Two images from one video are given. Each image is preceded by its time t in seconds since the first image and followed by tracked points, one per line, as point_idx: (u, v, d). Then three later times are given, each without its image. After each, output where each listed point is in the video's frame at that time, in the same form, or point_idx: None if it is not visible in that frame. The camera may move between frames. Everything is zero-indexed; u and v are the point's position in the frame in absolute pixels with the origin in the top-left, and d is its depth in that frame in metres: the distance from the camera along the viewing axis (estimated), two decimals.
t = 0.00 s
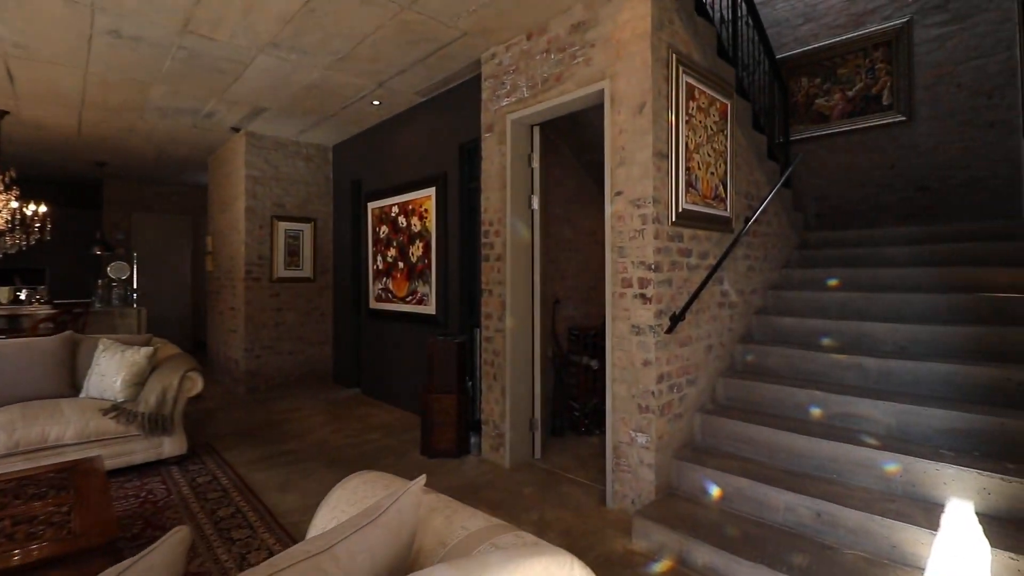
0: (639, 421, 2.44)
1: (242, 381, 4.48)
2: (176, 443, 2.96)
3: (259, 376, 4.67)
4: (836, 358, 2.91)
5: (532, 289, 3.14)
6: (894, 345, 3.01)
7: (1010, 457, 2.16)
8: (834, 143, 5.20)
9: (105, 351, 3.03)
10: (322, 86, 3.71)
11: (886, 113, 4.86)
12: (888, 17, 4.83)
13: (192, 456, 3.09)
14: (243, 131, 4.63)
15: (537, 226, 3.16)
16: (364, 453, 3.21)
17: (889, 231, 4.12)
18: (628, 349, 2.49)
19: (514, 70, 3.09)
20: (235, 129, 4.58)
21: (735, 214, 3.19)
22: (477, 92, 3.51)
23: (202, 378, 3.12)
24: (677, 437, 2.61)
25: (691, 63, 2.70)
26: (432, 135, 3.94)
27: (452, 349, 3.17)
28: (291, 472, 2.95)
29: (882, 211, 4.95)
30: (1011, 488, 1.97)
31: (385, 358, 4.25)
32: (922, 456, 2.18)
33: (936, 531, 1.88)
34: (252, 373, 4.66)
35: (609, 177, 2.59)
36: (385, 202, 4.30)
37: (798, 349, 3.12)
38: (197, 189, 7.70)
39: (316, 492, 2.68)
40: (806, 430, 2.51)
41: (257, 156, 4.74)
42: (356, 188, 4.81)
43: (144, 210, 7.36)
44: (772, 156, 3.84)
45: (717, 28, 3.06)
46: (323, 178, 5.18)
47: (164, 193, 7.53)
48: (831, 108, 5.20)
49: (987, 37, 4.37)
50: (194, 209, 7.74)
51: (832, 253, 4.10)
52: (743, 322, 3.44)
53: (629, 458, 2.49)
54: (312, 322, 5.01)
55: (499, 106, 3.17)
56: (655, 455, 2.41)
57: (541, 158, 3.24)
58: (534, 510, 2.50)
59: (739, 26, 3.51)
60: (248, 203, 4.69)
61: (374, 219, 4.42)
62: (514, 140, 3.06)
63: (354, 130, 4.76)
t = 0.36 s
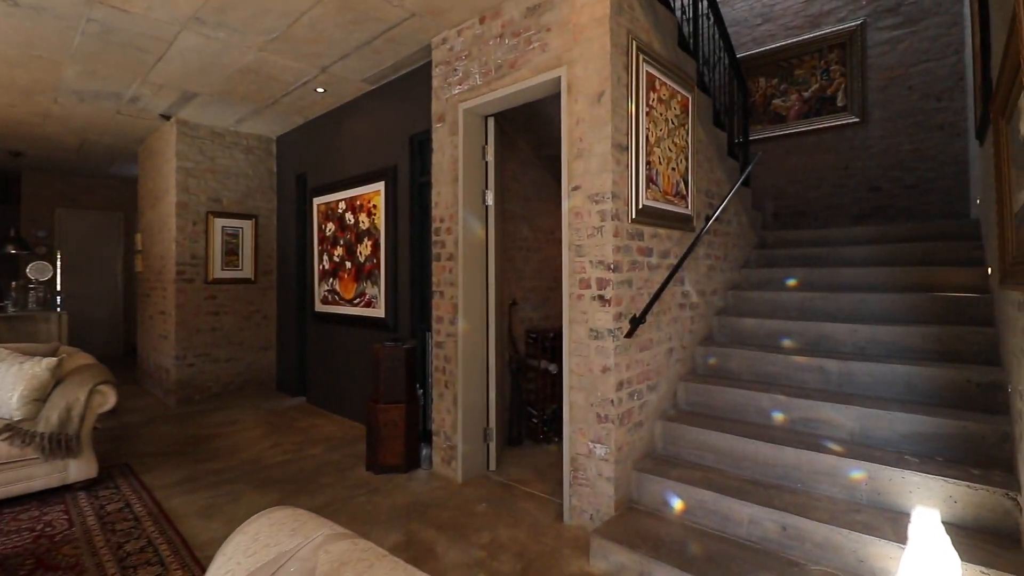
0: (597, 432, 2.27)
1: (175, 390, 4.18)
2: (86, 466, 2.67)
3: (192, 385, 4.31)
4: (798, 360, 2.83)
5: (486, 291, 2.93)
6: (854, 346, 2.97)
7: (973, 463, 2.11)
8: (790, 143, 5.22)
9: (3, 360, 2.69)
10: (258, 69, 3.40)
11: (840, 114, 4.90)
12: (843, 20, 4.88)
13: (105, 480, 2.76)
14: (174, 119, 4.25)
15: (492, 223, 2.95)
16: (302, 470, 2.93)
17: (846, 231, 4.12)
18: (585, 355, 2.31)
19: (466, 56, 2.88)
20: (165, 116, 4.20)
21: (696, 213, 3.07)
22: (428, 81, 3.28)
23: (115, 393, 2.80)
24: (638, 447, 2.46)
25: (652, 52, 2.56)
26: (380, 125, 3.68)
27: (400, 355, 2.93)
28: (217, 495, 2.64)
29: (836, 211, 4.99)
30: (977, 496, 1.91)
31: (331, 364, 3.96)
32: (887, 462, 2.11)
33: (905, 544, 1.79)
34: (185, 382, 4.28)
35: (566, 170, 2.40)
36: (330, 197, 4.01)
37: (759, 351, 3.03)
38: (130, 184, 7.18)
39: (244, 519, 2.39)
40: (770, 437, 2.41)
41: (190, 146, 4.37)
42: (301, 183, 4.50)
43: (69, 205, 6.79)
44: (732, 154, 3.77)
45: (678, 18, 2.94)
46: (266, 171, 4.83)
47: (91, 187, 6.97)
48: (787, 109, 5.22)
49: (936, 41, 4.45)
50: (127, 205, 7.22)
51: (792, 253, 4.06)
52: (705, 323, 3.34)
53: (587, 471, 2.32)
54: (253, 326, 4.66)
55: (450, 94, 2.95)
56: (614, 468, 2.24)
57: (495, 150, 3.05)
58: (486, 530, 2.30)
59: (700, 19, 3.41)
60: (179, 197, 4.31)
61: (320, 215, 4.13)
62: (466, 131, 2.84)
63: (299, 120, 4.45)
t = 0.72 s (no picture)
0: (554, 446, 2.11)
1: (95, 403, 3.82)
2: None
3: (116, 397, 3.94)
4: (759, 364, 2.76)
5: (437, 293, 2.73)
6: (813, 350, 2.92)
7: (935, 471, 2.07)
8: (748, 145, 5.24)
9: None
10: (186, 48, 3.09)
11: (796, 117, 4.94)
12: (799, 24, 4.93)
13: None
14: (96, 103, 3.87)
15: (444, 221, 2.74)
16: (233, 492, 2.66)
17: (803, 233, 4.13)
18: (540, 363, 2.14)
19: (415, 40, 2.66)
20: (86, 100, 3.81)
21: (658, 212, 2.96)
22: (376, 67, 3.05)
23: (11, 413, 2.43)
24: (597, 459, 2.31)
25: (612, 41, 2.42)
26: (324, 115, 3.42)
27: (343, 363, 2.69)
28: (129, 524, 2.34)
29: (792, 213, 5.03)
30: (941, 507, 1.85)
31: (271, 371, 3.67)
32: (850, 472, 2.04)
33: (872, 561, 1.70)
34: (107, 392, 3.90)
35: (520, 164, 2.23)
36: (271, 191, 3.72)
37: (720, 355, 2.95)
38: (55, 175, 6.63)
39: (157, 552, 2.11)
40: (732, 446, 2.31)
41: (114, 134, 3.99)
42: (241, 176, 4.17)
43: None
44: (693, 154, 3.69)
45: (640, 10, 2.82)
46: (203, 163, 4.47)
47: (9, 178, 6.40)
48: (746, 111, 5.23)
49: (887, 47, 4.53)
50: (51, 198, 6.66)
51: (750, 254, 4.03)
52: (666, 326, 3.24)
53: (542, 488, 2.16)
54: (187, 330, 4.31)
55: (398, 81, 2.73)
56: (571, 485, 2.08)
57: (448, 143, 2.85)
58: (433, 555, 2.09)
59: (661, 14, 3.31)
60: (101, 190, 3.92)
61: (260, 211, 3.82)
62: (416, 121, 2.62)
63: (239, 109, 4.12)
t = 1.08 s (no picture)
0: (509, 462, 1.94)
1: None
2: None
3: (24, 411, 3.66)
4: (721, 368, 2.68)
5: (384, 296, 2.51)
6: (773, 352, 2.88)
7: (898, 477, 2.02)
8: (705, 146, 5.24)
9: None
10: (99, 24, 2.76)
11: (751, 119, 4.97)
12: (755, 26, 4.95)
13: None
14: None
15: (391, 218, 2.53)
16: (153, 521, 2.37)
17: (760, 233, 4.12)
18: (495, 372, 1.97)
19: (358, 22, 2.44)
20: None
21: (618, 211, 2.85)
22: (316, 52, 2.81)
23: None
24: (556, 473, 2.16)
25: (571, 29, 2.28)
26: (261, 103, 3.14)
27: (280, 373, 2.45)
28: (22, 565, 2.03)
29: (748, 214, 5.05)
30: (908, 517, 1.79)
31: (204, 381, 3.35)
32: (816, 481, 1.96)
33: None
34: (14, 408, 3.63)
35: (472, 157, 2.05)
36: (204, 186, 3.40)
37: (681, 359, 2.86)
38: None
39: None
40: (695, 455, 2.21)
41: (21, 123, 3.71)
42: (170, 169, 3.83)
43: None
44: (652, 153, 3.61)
45: None
46: (125, 158, 4.22)
47: None
48: (702, 112, 5.23)
49: (838, 52, 4.60)
50: None
51: (708, 255, 4.00)
52: (626, 329, 3.14)
53: (496, 508, 1.98)
54: (107, 337, 4.09)
55: (340, 66, 2.50)
56: (528, 504, 1.91)
57: (397, 135, 2.63)
58: None
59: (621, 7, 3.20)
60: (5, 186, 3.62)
61: (191, 207, 3.50)
62: (359, 109, 2.40)
63: (168, 95, 3.77)
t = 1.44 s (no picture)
0: (454, 481, 1.78)
1: None
2: None
3: None
4: (676, 372, 2.62)
5: (320, 301, 2.30)
6: (726, 355, 2.84)
7: (850, 482, 2.00)
8: (658, 148, 5.25)
9: None
10: None
11: (703, 121, 5.01)
12: (707, 30, 4.99)
13: None
14: None
15: (329, 216, 2.33)
16: (47, 557, 2.08)
17: (713, 234, 4.13)
18: (439, 383, 1.80)
19: None
20: None
21: (572, 211, 2.74)
22: (245, 32, 2.56)
23: None
24: (507, 489, 2.02)
25: (522, 16, 2.15)
26: (184, 88, 2.86)
27: (201, 386, 2.20)
28: None
29: (700, 216, 5.09)
30: (863, 524, 1.75)
31: (119, 395, 3.03)
32: (772, 490, 1.91)
33: None
34: None
35: (415, 149, 1.88)
36: (119, 178, 3.08)
37: (636, 363, 2.79)
38: None
39: None
40: (650, 465, 2.12)
41: None
42: (82, 159, 3.46)
43: None
44: (607, 152, 3.54)
45: None
46: (32, 146, 3.81)
47: None
48: (656, 113, 5.24)
49: (785, 57, 4.68)
50: None
51: (662, 256, 3.97)
52: (580, 333, 3.04)
53: (441, 531, 1.82)
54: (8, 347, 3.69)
55: (270, 48, 2.27)
56: (476, 526, 1.76)
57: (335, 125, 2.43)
58: None
59: None
60: None
61: (104, 201, 3.16)
62: (291, 95, 2.19)
63: (80, 77, 3.40)
